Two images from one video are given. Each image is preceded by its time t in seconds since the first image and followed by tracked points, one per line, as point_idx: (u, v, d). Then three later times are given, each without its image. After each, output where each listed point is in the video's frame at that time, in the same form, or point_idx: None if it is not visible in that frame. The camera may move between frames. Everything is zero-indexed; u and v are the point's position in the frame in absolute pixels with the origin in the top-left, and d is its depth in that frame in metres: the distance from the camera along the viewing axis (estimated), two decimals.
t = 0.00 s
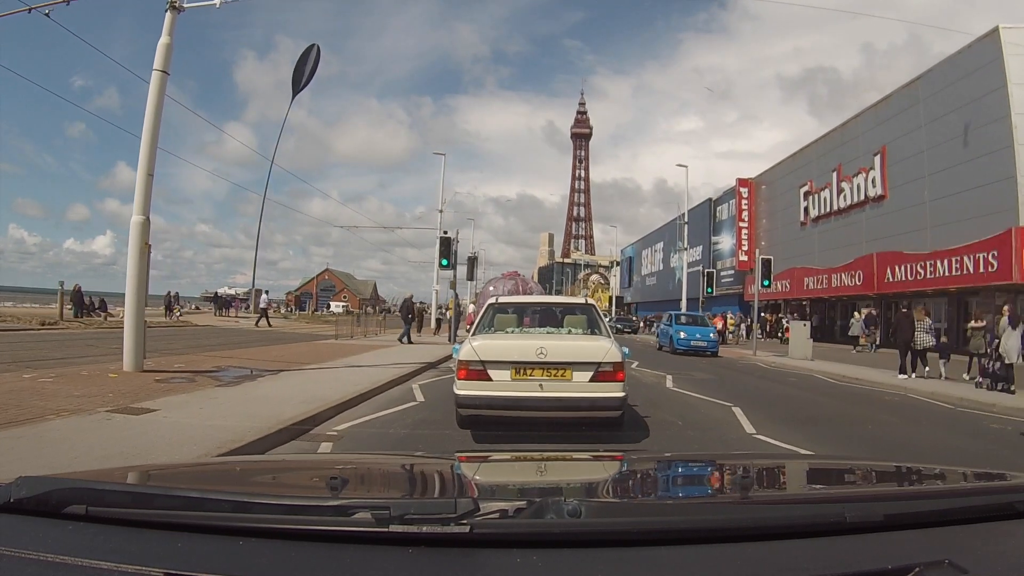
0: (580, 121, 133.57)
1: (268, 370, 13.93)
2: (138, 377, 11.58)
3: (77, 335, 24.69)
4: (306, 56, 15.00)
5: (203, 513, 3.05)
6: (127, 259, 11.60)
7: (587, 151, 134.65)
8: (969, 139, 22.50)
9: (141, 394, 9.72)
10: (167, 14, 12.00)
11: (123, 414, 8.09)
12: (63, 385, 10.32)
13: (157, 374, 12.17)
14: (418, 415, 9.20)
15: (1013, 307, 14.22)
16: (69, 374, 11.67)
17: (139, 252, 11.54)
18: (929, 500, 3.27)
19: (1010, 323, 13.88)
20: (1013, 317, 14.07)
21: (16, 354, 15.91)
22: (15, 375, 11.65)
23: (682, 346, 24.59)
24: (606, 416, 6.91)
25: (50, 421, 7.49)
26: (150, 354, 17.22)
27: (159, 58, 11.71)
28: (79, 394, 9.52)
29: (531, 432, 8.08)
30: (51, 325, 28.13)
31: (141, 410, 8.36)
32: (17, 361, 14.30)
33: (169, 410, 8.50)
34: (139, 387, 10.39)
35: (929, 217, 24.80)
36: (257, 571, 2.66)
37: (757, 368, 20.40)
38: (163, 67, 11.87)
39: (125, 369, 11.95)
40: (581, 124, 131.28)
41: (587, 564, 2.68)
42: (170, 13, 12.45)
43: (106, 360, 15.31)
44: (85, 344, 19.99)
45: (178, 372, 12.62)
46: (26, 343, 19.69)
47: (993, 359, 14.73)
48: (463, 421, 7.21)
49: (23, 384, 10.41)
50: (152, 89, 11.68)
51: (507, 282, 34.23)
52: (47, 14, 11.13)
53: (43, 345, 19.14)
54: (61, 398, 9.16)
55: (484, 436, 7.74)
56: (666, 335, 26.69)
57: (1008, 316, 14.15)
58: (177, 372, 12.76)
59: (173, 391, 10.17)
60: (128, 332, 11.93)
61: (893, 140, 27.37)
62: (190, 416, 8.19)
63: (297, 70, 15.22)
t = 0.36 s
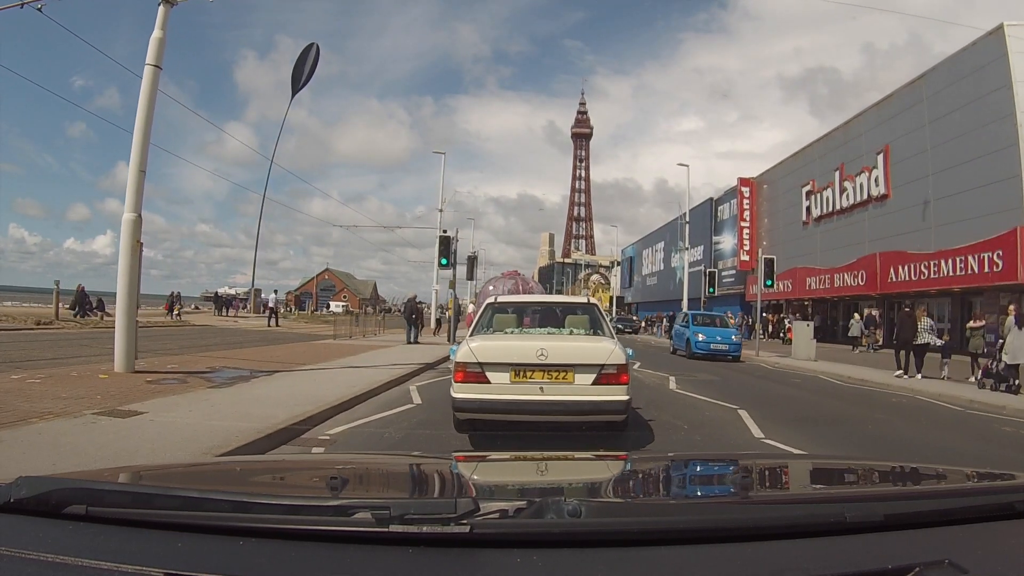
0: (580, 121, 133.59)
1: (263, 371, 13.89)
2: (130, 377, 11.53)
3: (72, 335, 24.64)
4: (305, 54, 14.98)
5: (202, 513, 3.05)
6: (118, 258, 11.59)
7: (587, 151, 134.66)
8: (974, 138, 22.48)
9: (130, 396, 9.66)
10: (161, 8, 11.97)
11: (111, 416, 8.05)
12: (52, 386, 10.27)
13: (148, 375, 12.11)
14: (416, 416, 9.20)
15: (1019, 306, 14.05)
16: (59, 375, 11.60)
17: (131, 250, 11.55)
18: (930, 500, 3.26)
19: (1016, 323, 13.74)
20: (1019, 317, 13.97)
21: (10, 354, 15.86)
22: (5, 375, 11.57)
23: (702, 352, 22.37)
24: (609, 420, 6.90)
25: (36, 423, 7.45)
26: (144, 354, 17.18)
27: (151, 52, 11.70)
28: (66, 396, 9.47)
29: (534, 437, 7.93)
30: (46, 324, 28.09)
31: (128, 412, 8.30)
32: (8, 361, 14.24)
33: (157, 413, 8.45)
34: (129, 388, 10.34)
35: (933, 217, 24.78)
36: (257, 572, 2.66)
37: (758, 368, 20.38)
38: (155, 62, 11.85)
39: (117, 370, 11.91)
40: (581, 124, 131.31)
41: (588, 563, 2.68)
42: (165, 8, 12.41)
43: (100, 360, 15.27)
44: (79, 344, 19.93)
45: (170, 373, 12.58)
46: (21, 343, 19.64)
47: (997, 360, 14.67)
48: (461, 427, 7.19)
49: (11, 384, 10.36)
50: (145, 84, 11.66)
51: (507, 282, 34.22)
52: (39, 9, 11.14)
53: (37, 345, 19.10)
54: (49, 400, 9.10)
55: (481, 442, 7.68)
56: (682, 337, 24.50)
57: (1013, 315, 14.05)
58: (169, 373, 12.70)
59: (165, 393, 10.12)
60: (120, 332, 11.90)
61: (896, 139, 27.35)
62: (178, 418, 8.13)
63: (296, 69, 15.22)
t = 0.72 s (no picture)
0: (580, 121, 133.67)
1: (258, 372, 13.87)
2: (123, 379, 11.51)
3: (70, 335, 24.64)
4: (305, 54, 14.99)
5: (203, 513, 3.05)
6: (112, 257, 11.60)
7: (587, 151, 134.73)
8: (978, 136, 22.41)
9: (121, 399, 9.65)
10: (156, 4, 11.98)
11: (99, 419, 8.03)
12: (42, 388, 10.26)
13: (142, 376, 12.08)
14: (414, 417, 9.20)
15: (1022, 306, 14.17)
16: (50, 377, 11.60)
17: (124, 248, 11.57)
18: (932, 500, 3.26)
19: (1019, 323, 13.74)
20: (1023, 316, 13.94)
21: (7, 355, 15.84)
22: None
23: (724, 357, 20.04)
24: (611, 424, 6.89)
25: (23, 426, 7.44)
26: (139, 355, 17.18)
27: (145, 48, 11.70)
28: (55, 398, 9.47)
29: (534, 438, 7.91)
30: (42, 324, 28.10)
31: (118, 415, 8.29)
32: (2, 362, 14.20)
33: (146, 415, 8.43)
34: (121, 390, 10.31)
35: (936, 216, 24.76)
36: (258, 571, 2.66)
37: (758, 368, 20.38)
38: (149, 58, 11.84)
39: (110, 371, 11.91)
40: (581, 124, 131.38)
41: (588, 563, 2.68)
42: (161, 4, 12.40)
43: (94, 361, 15.27)
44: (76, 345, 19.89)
45: (163, 375, 12.56)
46: (16, 343, 19.66)
47: (999, 360, 14.67)
48: (457, 430, 7.21)
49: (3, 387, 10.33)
50: (139, 80, 11.67)
51: (507, 282, 34.23)
52: (34, 6, 11.15)
53: (33, 346, 19.11)
54: (38, 402, 9.09)
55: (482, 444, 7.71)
56: (699, 338, 22.23)
57: (1016, 315, 14.17)
58: (162, 374, 12.70)
59: (156, 395, 10.10)
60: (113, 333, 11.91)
61: (899, 138, 27.34)
62: (167, 421, 8.11)
63: (296, 68, 15.22)
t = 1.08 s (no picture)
0: (580, 121, 133.81)
1: (253, 373, 13.85)
2: (116, 380, 11.50)
3: (66, 335, 24.65)
4: (304, 54, 14.99)
5: (202, 513, 3.04)
6: (106, 256, 11.58)
7: (587, 151, 134.80)
8: (980, 135, 22.41)
9: (112, 400, 9.63)
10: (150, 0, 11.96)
11: (89, 421, 8.00)
12: (34, 390, 10.23)
13: (136, 377, 12.07)
14: (412, 418, 9.21)
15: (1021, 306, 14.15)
16: (41, 378, 11.55)
17: (118, 247, 11.56)
18: (930, 500, 3.26)
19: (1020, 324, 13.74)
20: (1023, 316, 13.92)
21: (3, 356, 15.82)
22: None
23: (751, 364, 17.37)
24: (611, 426, 6.88)
25: (13, 428, 7.42)
26: (135, 355, 17.17)
27: (140, 44, 11.69)
28: (46, 400, 9.44)
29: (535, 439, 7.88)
30: (39, 324, 28.08)
31: (109, 417, 8.26)
32: None
33: (137, 418, 8.40)
34: (114, 392, 10.28)
35: (938, 215, 24.74)
36: (258, 571, 2.65)
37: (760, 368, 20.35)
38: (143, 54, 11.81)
39: (104, 373, 11.90)
40: (582, 123, 131.44)
41: (588, 562, 2.69)
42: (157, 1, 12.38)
43: (90, 361, 15.25)
44: (71, 346, 19.88)
45: (157, 376, 12.53)
46: (13, 344, 19.66)
47: (1000, 360, 14.66)
48: (455, 432, 7.23)
49: None
50: (134, 75, 11.64)
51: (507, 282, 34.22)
52: (28, 3, 11.15)
53: (29, 346, 19.10)
54: (29, 404, 9.08)
55: (476, 444, 7.67)
56: (720, 340, 19.59)
57: (1015, 316, 14.16)
58: (156, 375, 12.67)
59: (149, 396, 10.08)
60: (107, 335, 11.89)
61: (900, 137, 27.33)
62: (159, 424, 8.09)
63: (296, 67, 15.21)
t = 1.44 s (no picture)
0: (580, 121, 133.91)
1: (249, 374, 13.85)
2: (110, 381, 11.50)
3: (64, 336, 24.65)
4: (304, 54, 15.00)
5: (201, 513, 3.04)
6: (100, 254, 11.58)
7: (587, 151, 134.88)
8: (983, 134, 22.40)
9: (105, 402, 9.62)
10: None
11: (81, 424, 7.98)
12: (27, 391, 10.22)
13: (130, 378, 12.07)
14: (411, 419, 9.23)
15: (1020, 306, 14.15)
16: (36, 379, 11.54)
17: (113, 246, 11.56)
18: (931, 499, 3.26)
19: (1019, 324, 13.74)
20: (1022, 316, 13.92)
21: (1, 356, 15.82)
22: None
23: (787, 372, 14.95)
24: (611, 428, 6.88)
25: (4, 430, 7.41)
26: (131, 356, 17.15)
27: (135, 41, 11.70)
28: (38, 401, 9.42)
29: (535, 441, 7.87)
30: (36, 324, 28.07)
31: (102, 419, 8.26)
32: None
33: (130, 420, 8.37)
34: (108, 393, 10.28)
35: (940, 214, 24.73)
36: (257, 572, 2.65)
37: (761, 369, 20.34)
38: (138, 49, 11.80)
39: (99, 373, 11.89)
40: (582, 123, 131.51)
41: (588, 563, 2.68)
42: None
43: (85, 362, 15.23)
44: (69, 346, 19.90)
45: (153, 377, 12.53)
46: (10, 344, 19.65)
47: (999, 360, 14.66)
48: (454, 434, 7.23)
49: None
50: (129, 71, 11.65)
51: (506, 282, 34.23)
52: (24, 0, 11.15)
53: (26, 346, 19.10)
54: (20, 406, 9.05)
55: (474, 445, 7.63)
56: (748, 344, 17.15)
57: (1014, 315, 14.16)
58: (152, 376, 12.66)
59: (143, 398, 10.08)
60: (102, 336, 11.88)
61: (902, 136, 27.33)
62: (152, 426, 8.06)
63: (295, 66, 15.21)
